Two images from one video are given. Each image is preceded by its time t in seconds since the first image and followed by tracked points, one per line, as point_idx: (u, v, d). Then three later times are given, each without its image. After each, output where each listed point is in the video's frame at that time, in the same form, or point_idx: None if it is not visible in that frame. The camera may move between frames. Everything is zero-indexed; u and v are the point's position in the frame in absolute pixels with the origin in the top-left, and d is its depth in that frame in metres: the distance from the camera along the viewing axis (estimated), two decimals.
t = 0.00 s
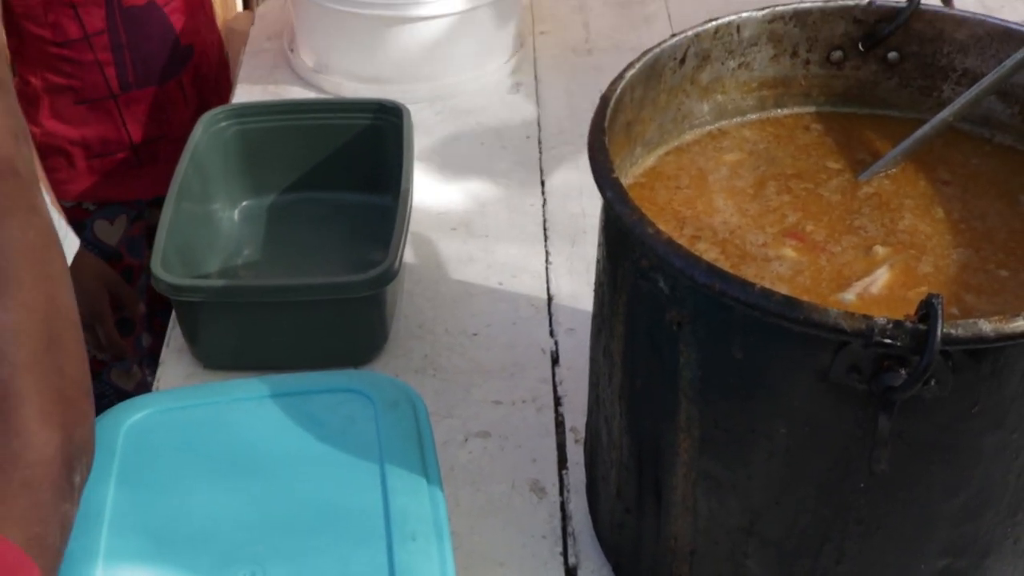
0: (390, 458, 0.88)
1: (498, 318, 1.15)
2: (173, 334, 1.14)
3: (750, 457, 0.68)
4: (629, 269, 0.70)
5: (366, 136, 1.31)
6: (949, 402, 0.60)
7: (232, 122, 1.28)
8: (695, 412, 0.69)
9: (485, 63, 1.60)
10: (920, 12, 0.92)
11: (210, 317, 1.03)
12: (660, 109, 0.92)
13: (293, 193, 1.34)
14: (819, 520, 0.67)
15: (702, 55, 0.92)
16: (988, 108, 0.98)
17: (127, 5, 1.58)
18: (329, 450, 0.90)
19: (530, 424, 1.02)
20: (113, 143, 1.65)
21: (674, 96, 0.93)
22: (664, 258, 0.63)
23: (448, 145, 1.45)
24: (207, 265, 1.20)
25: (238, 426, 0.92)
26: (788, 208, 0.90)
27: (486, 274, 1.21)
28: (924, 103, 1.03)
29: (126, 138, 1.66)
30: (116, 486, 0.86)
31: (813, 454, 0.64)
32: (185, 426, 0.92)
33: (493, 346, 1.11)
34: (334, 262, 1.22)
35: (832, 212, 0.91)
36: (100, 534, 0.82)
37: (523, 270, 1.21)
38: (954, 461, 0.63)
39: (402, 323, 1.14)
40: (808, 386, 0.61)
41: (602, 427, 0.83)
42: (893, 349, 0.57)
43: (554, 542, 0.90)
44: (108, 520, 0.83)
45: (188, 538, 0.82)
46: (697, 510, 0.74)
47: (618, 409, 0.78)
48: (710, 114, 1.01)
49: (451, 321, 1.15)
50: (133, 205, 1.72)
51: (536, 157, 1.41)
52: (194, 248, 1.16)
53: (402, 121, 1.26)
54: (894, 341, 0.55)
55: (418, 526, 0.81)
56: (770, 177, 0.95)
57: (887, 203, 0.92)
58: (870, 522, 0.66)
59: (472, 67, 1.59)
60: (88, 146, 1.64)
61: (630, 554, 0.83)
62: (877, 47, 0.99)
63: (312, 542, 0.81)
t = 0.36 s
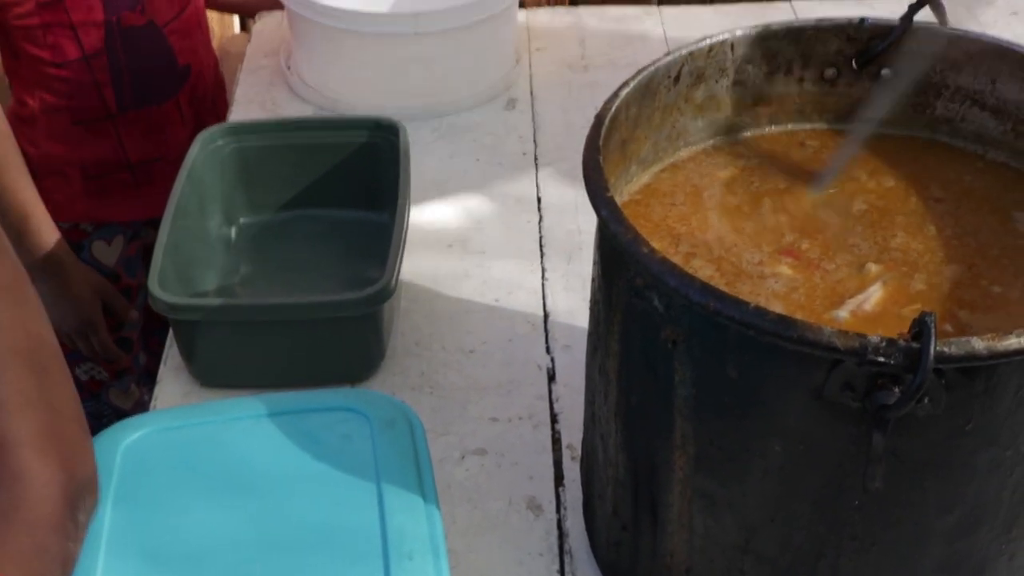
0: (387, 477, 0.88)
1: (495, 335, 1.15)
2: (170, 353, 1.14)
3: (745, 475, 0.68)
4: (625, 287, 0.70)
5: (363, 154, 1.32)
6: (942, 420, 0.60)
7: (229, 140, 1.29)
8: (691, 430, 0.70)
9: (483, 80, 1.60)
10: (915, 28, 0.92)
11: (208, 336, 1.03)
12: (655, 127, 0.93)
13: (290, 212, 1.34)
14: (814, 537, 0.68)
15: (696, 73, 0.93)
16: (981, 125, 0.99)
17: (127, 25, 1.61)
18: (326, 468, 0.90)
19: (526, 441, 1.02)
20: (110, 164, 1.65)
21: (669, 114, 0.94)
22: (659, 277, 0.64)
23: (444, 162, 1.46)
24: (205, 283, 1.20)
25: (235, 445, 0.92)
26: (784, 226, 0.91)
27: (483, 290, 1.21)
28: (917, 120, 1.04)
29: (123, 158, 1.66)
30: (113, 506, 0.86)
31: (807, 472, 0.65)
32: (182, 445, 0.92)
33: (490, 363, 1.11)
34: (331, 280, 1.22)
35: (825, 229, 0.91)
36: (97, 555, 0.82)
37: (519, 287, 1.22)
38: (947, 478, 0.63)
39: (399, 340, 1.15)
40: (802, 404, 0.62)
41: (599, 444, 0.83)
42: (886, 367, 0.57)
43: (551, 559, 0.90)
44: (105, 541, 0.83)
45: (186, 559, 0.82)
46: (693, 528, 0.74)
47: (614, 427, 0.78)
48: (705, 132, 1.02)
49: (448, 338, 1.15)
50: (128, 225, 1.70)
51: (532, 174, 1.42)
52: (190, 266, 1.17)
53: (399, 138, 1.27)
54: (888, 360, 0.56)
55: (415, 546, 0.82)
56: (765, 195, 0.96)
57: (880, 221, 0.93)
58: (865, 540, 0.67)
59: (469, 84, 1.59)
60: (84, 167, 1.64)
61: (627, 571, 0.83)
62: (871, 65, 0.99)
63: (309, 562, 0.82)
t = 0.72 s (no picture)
0: (389, 501, 0.88)
1: (497, 358, 1.15)
2: (174, 378, 1.14)
3: (746, 498, 0.68)
4: (626, 312, 0.71)
5: (364, 178, 1.33)
6: (943, 442, 0.60)
7: (230, 165, 1.30)
8: (692, 453, 0.70)
9: (482, 104, 1.61)
10: (912, 51, 0.95)
11: (211, 360, 1.04)
12: (654, 151, 0.93)
13: (292, 237, 1.35)
14: (816, 561, 0.68)
15: (696, 97, 0.93)
16: (979, 147, 0.99)
17: (131, 53, 1.61)
18: (328, 494, 0.90)
19: (529, 463, 1.02)
20: (114, 190, 1.67)
21: (669, 138, 0.95)
22: (659, 302, 0.64)
23: (445, 185, 1.47)
24: (208, 307, 1.21)
25: (237, 471, 0.93)
26: (786, 248, 0.92)
27: (485, 313, 1.22)
28: (916, 141, 1.03)
29: (125, 185, 1.67)
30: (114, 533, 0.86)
31: (809, 495, 0.65)
32: (184, 472, 0.93)
33: (492, 386, 1.11)
34: (334, 304, 1.23)
35: (821, 249, 0.92)
36: None
37: (521, 310, 1.22)
38: (949, 500, 0.64)
39: (402, 364, 1.15)
40: (804, 427, 0.62)
41: (600, 467, 0.83)
42: (886, 391, 0.57)
43: None
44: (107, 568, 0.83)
45: None
46: (695, 551, 0.74)
47: (615, 450, 0.79)
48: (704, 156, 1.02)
49: (450, 361, 1.15)
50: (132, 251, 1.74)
51: (533, 197, 1.43)
52: (193, 291, 1.17)
53: (400, 163, 1.28)
54: (887, 383, 0.56)
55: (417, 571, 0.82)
56: (765, 220, 0.96)
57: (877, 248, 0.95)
58: (866, 562, 0.67)
59: (469, 108, 1.60)
60: (88, 196, 1.66)
61: None
62: (868, 87, 1.00)
63: None
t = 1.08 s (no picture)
0: (394, 532, 0.90)
1: (500, 387, 1.16)
2: (179, 407, 1.14)
3: (749, 529, 0.68)
4: (629, 345, 0.72)
5: (368, 208, 1.33)
6: (945, 474, 0.61)
7: (236, 196, 1.30)
8: (695, 484, 0.70)
9: (486, 131, 1.62)
10: (912, 83, 0.96)
11: (217, 389, 1.05)
12: (657, 184, 0.94)
13: (297, 265, 1.36)
14: None
15: (698, 129, 0.94)
16: (979, 177, 1.00)
17: (147, 80, 1.63)
18: (335, 525, 0.91)
19: (533, 492, 1.02)
20: (124, 214, 1.68)
21: (671, 170, 0.96)
22: (663, 335, 0.65)
23: (449, 214, 1.48)
24: (214, 337, 1.22)
25: (244, 502, 0.93)
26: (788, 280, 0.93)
27: (490, 342, 1.22)
28: (917, 171, 1.03)
29: (137, 209, 1.69)
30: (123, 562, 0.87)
31: (812, 527, 0.65)
32: (191, 502, 0.93)
33: (496, 415, 1.12)
34: (340, 335, 1.24)
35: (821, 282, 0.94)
36: None
37: (525, 338, 1.23)
38: (951, 532, 0.64)
39: (406, 393, 1.16)
40: (807, 460, 0.63)
41: (604, 498, 0.83)
42: (888, 425, 0.58)
43: None
44: None
45: None
46: None
47: (619, 481, 0.79)
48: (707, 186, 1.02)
49: (454, 391, 1.16)
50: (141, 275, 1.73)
51: (536, 226, 1.44)
52: (199, 322, 1.18)
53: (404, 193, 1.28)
54: (889, 416, 0.57)
55: None
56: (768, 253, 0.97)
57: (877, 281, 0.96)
58: None
59: (473, 137, 1.62)
60: (99, 217, 1.67)
61: None
62: (871, 118, 1.00)
63: None
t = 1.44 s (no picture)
0: (389, 560, 0.89)
1: (494, 411, 1.16)
2: (173, 432, 1.14)
3: (741, 554, 0.68)
4: (621, 371, 0.72)
5: (362, 231, 1.34)
6: (935, 499, 0.61)
7: (230, 220, 1.31)
8: (687, 509, 0.70)
9: (479, 154, 1.63)
10: (902, 108, 0.96)
11: (210, 414, 1.05)
12: (647, 208, 0.95)
13: (291, 288, 1.36)
14: None
15: (690, 154, 0.95)
16: (969, 200, 1.01)
17: (142, 101, 1.64)
18: (330, 551, 0.91)
19: (526, 516, 1.03)
20: (118, 232, 1.68)
21: (663, 195, 0.97)
22: (654, 361, 0.65)
23: (443, 237, 1.48)
24: (206, 361, 1.22)
25: (238, 530, 0.93)
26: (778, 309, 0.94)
27: (483, 366, 1.23)
28: (907, 195, 1.05)
29: (132, 228, 1.69)
30: None
31: (803, 551, 0.65)
32: (186, 530, 0.93)
33: (490, 439, 1.12)
34: (333, 359, 1.24)
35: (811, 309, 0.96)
36: None
37: (519, 361, 1.23)
38: (942, 557, 0.64)
39: (400, 416, 1.16)
40: (798, 484, 0.63)
41: (597, 523, 0.84)
42: (878, 450, 0.58)
43: None
44: None
45: None
46: None
47: (612, 505, 0.79)
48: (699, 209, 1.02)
49: (448, 414, 1.16)
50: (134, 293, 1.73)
51: (530, 249, 1.45)
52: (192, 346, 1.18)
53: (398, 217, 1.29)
54: (880, 442, 0.57)
55: None
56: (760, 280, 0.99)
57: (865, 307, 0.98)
58: None
59: (466, 160, 1.63)
60: (94, 237, 1.67)
61: None
62: (861, 143, 1.00)
63: None
